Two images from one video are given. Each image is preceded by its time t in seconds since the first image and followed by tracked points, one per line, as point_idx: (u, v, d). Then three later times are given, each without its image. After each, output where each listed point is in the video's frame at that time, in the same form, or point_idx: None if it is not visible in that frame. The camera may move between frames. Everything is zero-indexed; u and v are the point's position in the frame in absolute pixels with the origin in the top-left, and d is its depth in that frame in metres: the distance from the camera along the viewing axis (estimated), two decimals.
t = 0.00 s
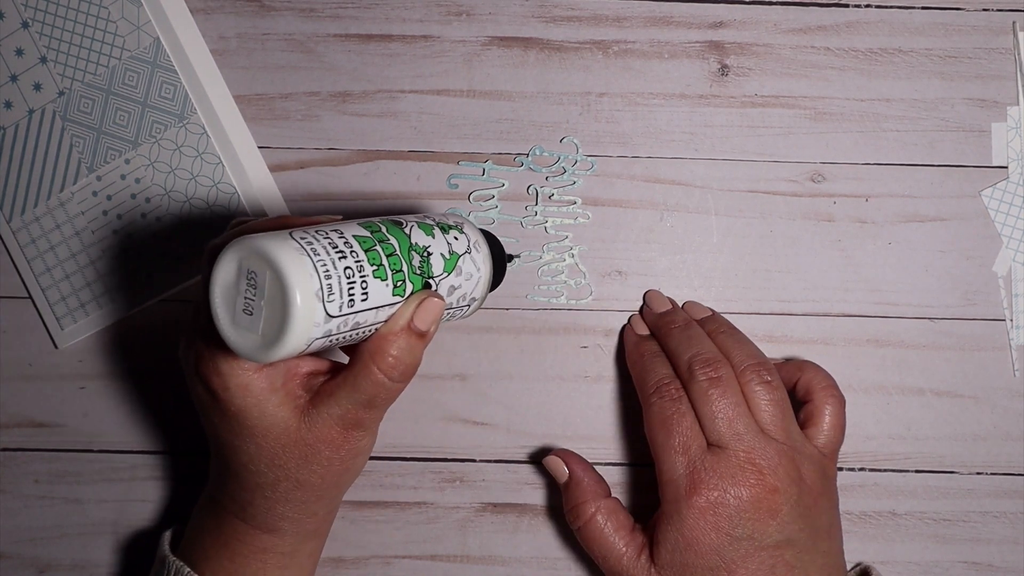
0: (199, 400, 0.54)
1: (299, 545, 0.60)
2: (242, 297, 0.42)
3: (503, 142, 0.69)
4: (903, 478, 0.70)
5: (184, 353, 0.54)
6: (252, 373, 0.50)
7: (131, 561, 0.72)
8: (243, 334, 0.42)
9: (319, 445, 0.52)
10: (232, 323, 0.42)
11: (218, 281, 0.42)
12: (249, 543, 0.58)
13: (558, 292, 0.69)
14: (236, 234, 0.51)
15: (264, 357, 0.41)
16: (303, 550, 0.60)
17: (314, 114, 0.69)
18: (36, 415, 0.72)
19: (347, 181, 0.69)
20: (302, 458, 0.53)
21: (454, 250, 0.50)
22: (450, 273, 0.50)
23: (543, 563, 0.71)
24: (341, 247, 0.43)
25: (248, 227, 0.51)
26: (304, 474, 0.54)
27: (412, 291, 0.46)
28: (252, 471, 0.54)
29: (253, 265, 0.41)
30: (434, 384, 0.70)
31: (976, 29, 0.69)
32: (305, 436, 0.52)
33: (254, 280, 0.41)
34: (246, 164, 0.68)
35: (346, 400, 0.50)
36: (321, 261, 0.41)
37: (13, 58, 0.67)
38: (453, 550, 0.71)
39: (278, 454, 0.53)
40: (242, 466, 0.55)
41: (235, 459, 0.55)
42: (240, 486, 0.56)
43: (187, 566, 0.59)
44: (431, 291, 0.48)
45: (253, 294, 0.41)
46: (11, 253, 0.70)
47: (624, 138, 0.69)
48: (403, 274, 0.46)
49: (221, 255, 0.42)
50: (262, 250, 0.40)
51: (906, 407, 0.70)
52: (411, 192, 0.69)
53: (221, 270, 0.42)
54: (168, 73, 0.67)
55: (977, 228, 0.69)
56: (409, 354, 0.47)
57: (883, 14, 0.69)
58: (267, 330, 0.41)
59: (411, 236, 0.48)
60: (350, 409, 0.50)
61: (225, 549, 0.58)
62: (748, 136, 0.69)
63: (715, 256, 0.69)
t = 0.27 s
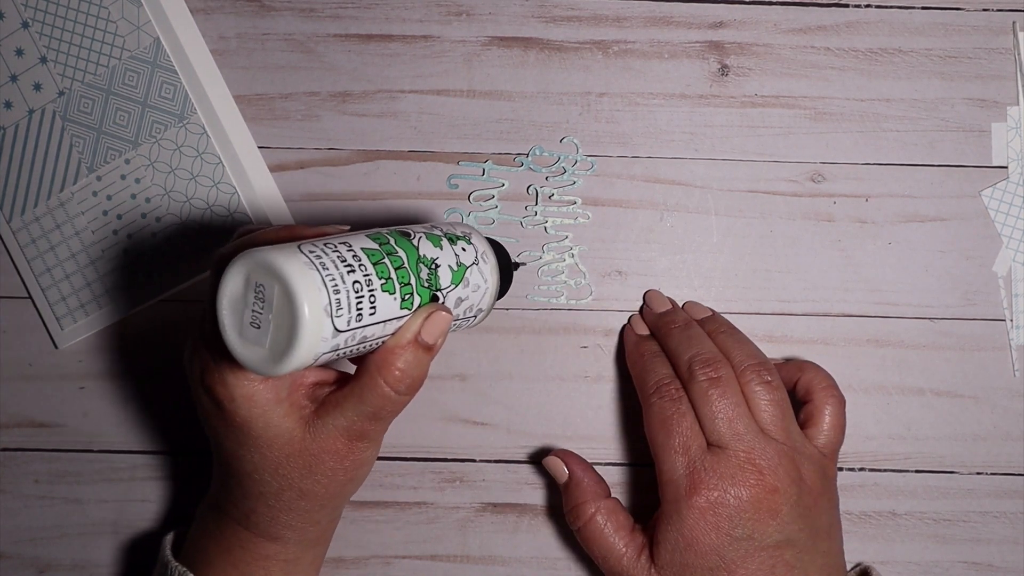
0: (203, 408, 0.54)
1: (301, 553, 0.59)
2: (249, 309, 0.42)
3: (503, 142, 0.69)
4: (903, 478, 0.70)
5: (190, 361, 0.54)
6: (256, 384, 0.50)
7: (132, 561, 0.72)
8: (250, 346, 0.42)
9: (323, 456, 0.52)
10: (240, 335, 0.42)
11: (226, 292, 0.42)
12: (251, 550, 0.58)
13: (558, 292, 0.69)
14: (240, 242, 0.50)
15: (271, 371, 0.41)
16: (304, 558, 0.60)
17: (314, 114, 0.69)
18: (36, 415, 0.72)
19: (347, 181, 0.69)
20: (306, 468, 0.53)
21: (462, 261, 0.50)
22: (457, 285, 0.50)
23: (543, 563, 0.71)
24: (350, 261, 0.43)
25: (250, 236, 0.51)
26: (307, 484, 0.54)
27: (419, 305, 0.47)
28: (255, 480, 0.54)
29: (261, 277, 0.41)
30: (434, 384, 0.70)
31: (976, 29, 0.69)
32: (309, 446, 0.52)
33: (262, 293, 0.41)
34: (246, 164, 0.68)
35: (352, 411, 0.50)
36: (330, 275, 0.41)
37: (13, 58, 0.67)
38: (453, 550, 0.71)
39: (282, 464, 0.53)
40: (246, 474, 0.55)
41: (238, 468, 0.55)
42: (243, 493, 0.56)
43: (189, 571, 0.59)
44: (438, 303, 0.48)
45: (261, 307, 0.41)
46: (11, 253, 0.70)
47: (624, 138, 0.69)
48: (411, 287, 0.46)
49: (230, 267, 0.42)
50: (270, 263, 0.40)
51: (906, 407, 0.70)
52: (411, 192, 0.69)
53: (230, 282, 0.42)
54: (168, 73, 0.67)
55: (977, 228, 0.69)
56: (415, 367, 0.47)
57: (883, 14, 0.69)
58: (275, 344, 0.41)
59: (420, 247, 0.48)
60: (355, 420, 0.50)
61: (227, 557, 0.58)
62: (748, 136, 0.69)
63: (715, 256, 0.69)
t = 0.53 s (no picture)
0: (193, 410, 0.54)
1: (295, 552, 0.60)
2: (236, 309, 0.41)
3: (503, 142, 0.69)
4: (903, 478, 0.70)
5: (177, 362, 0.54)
6: (246, 384, 0.49)
7: (131, 561, 0.72)
8: (237, 346, 0.42)
9: (315, 455, 0.52)
10: (228, 336, 0.42)
11: (213, 292, 0.42)
12: (246, 551, 0.58)
13: (558, 292, 0.69)
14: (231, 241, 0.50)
15: (260, 370, 0.41)
16: (298, 557, 0.60)
17: (314, 114, 0.69)
18: (36, 415, 0.72)
19: (346, 181, 0.69)
20: (299, 467, 0.53)
21: (450, 256, 0.50)
22: (446, 280, 0.49)
23: (543, 563, 0.71)
24: (336, 258, 0.43)
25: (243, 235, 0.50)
26: (300, 483, 0.54)
27: (407, 300, 0.46)
28: (247, 481, 0.54)
29: (247, 276, 0.41)
30: (434, 384, 0.70)
31: (976, 29, 0.69)
32: (301, 445, 0.52)
33: (248, 292, 0.41)
34: (246, 164, 0.68)
35: (343, 409, 0.50)
36: (316, 273, 0.41)
37: (13, 58, 0.67)
38: (453, 550, 0.71)
39: (274, 464, 0.53)
40: (237, 476, 0.54)
41: (230, 469, 0.54)
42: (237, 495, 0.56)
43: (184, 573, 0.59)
44: (427, 299, 0.48)
45: (247, 306, 0.41)
46: (11, 253, 0.70)
47: (625, 138, 0.69)
48: (398, 283, 0.45)
49: (216, 267, 0.42)
50: (255, 262, 0.40)
51: (906, 407, 0.70)
52: (411, 192, 0.69)
53: (216, 281, 0.42)
54: (168, 72, 0.67)
55: (977, 229, 0.69)
56: (405, 362, 0.47)
57: (883, 14, 0.69)
58: (262, 343, 0.41)
59: (406, 243, 0.47)
60: (346, 418, 0.50)
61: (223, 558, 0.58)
62: (748, 136, 0.69)
63: (715, 256, 0.69)
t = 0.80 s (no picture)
0: (178, 418, 0.54)
1: (283, 558, 0.59)
2: (212, 316, 0.42)
3: (503, 142, 0.69)
4: (903, 478, 0.70)
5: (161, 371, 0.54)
6: (226, 391, 0.50)
7: (132, 561, 0.72)
8: (214, 353, 0.42)
9: (298, 461, 0.52)
10: (204, 344, 0.42)
11: (188, 301, 0.42)
12: (233, 557, 0.58)
13: (558, 292, 0.69)
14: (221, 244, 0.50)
15: (237, 377, 0.42)
16: (287, 563, 0.60)
17: (314, 114, 0.69)
18: (37, 415, 0.72)
19: (346, 181, 0.69)
20: (282, 474, 0.53)
21: (431, 260, 0.50)
22: (426, 284, 0.50)
23: (543, 563, 0.71)
24: (312, 264, 0.43)
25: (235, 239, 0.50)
26: (284, 490, 0.54)
27: (387, 305, 0.47)
28: (232, 488, 0.54)
29: (221, 284, 0.41)
30: (433, 384, 0.70)
31: (976, 29, 0.69)
32: (284, 452, 0.52)
33: (223, 300, 0.41)
34: (246, 164, 0.68)
35: (324, 416, 0.50)
36: (290, 279, 0.41)
37: (13, 59, 0.68)
38: (453, 550, 0.71)
39: (257, 471, 0.53)
40: (222, 483, 0.54)
41: (215, 476, 0.54)
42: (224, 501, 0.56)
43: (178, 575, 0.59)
44: (407, 303, 0.48)
45: (222, 314, 0.41)
46: (12, 253, 0.70)
47: (625, 138, 0.69)
48: (377, 288, 0.46)
49: (190, 275, 0.42)
50: (228, 270, 0.40)
51: (907, 407, 0.70)
52: (411, 192, 0.69)
53: (191, 290, 0.42)
54: (168, 73, 0.67)
55: (977, 229, 0.69)
56: (385, 368, 0.47)
57: (883, 14, 0.69)
58: (239, 350, 0.41)
59: (385, 247, 0.48)
60: (328, 424, 0.50)
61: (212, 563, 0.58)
62: (748, 136, 0.69)
63: (715, 256, 0.69)
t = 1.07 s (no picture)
0: (180, 420, 0.54)
1: (284, 558, 0.60)
2: (221, 317, 0.42)
3: (503, 142, 0.69)
4: (903, 478, 0.70)
5: (163, 371, 0.54)
6: (231, 392, 0.50)
7: (132, 561, 0.72)
8: (223, 354, 0.42)
9: (301, 462, 0.52)
10: (212, 344, 0.42)
11: (197, 301, 0.42)
12: (234, 559, 0.58)
13: (558, 292, 0.69)
14: (216, 249, 0.50)
15: (244, 378, 0.42)
16: (287, 563, 0.60)
17: (314, 114, 0.69)
18: (36, 415, 0.72)
19: (346, 181, 0.69)
20: (285, 475, 0.53)
21: (433, 261, 0.50)
22: (429, 285, 0.50)
23: (543, 563, 0.71)
24: (319, 265, 0.43)
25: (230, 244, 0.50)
26: (287, 490, 0.54)
27: (392, 306, 0.47)
28: (234, 489, 0.54)
29: (230, 285, 0.41)
30: (434, 384, 0.70)
31: (977, 29, 0.69)
32: (286, 452, 0.52)
33: (232, 301, 0.41)
34: (246, 164, 0.68)
35: (328, 416, 0.50)
36: (300, 280, 0.41)
37: (13, 58, 0.68)
38: (453, 550, 0.71)
39: (260, 471, 0.53)
40: (225, 484, 0.54)
41: (216, 476, 0.54)
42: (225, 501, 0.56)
43: None
44: (411, 305, 0.48)
45: (231, 315, 0.41)
46: (11, 253, 0.70)
47: (625, 138, 0.69)
48: (383, 289, 0.46)
49: (200, 275, 0.42)
50: (239, 271, 0.40)
51: (907, 407, 0.70)
52: (411, 192, 0.69)
53: (200, 291, 0.42)
54: (168, 73, 0.67)
55: (977, 228, 0.69)
56: (389, 369, 0.47)
57: (883, 14, 0.69)
58: (247, 352, 0.41)
59: (390, 249, 0.48)
60: (332, 425, 0.50)
61: (215, 563, 0.58)
62: (748, 136, 0.69)
63: (715, 256, 0.69)
